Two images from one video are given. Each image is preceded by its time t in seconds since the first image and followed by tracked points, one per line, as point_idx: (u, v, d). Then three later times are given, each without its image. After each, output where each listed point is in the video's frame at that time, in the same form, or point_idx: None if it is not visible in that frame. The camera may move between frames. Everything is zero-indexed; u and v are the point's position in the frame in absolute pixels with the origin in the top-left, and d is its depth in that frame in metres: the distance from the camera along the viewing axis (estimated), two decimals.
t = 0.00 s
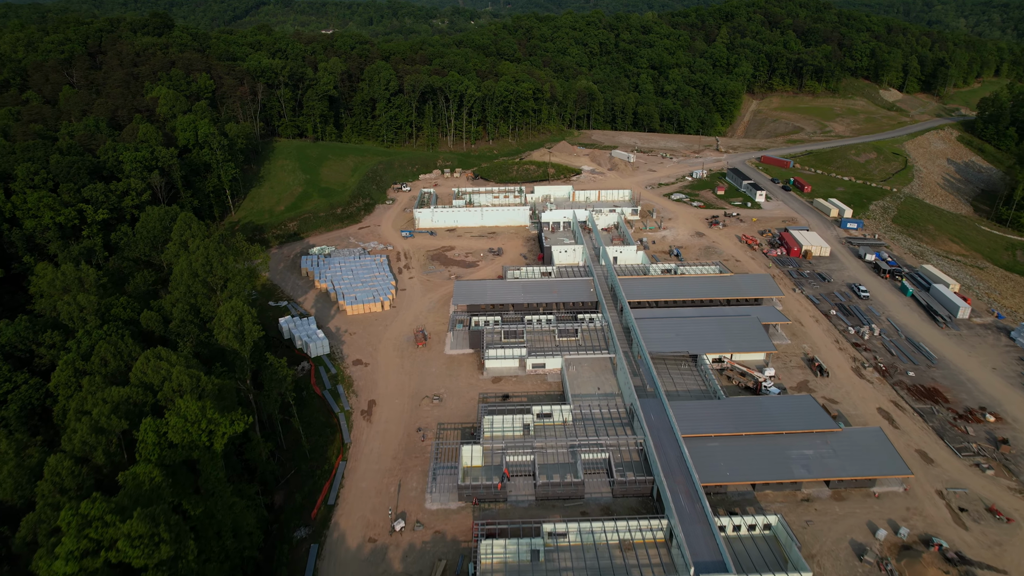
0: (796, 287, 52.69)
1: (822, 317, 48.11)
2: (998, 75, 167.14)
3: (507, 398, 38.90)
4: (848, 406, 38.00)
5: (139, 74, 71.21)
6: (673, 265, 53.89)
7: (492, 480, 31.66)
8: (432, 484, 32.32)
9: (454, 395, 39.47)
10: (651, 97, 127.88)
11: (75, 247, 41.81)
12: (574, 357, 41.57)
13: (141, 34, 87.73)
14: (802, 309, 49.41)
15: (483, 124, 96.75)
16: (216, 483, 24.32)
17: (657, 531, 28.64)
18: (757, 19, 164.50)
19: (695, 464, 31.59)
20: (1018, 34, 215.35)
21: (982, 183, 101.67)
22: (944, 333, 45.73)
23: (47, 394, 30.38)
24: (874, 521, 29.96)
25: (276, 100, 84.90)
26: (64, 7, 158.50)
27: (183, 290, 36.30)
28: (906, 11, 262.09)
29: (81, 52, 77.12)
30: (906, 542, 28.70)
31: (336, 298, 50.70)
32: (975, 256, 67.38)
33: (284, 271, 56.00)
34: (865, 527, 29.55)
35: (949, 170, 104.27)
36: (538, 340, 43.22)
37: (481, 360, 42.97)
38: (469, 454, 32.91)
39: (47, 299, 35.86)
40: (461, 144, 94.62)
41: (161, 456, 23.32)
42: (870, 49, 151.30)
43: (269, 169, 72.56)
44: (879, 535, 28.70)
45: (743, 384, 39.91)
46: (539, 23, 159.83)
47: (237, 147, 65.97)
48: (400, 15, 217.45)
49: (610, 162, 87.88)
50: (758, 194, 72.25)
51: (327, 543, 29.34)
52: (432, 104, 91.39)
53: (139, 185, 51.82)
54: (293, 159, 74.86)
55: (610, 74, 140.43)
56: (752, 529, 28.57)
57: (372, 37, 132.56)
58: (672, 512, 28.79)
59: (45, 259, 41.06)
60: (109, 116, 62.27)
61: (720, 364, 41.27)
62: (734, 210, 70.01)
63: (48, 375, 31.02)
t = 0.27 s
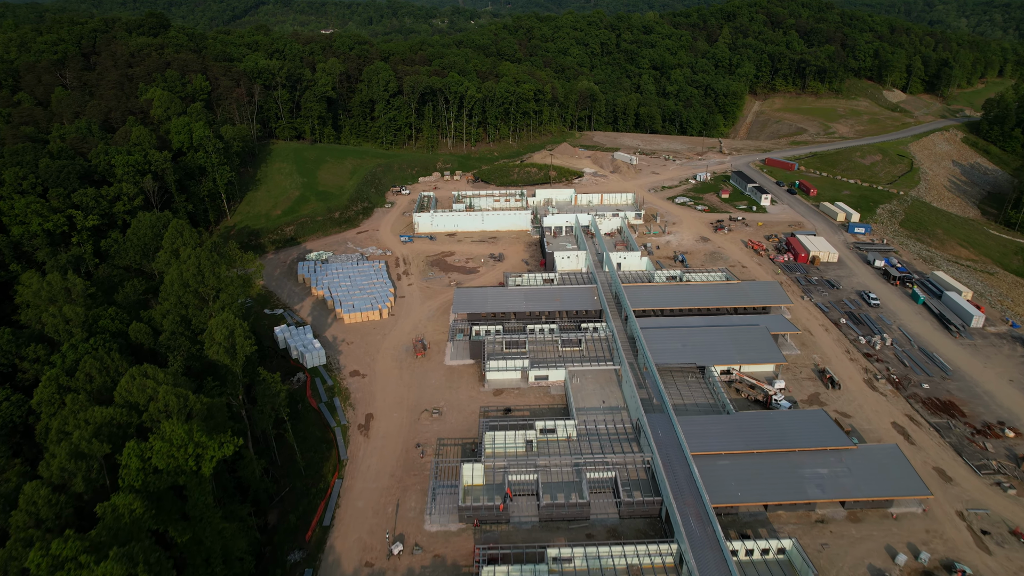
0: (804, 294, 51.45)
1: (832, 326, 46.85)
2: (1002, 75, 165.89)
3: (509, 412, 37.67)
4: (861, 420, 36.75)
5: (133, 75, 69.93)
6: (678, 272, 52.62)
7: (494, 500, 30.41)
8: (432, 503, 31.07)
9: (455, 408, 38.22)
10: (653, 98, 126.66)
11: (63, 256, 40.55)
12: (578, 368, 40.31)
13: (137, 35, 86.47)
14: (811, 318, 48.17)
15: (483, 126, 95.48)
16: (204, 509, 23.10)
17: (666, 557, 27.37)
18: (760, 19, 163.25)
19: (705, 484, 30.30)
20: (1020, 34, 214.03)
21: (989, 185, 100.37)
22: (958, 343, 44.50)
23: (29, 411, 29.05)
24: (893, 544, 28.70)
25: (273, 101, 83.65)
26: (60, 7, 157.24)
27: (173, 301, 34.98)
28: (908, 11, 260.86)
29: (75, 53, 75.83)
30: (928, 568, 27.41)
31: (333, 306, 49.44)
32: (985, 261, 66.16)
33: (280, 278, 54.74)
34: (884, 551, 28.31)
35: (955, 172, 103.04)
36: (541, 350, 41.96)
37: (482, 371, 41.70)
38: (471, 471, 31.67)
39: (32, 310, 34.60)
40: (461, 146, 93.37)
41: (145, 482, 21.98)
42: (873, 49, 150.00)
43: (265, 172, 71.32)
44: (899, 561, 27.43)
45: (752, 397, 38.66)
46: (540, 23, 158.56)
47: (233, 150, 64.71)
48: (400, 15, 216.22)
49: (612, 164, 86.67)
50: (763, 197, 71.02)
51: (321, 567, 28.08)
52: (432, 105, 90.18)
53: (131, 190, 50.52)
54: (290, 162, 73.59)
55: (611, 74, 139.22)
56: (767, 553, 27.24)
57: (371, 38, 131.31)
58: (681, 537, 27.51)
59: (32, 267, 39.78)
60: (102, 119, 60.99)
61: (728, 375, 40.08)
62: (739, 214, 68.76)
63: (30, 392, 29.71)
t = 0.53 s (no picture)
0: (813, 302, 50.21)
1: (843, 336, 45.60)
2: (1006, 76, 164.52)
3: (511, 427, 36.43)
4: (876, 436, 35.49)
5: (127, 77, 68.68)
6: (683, 279, 51.37)
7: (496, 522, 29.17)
8: (431, 525, 29.78)
9: (455, 423, 36.97)
10: (655, 99, 125.45)
11: (50, 264, 39.20)
12: (582, 381, 39.06)
13: (132, 35, 85.23)
14: (821, 327, 46.92)
15: (484, 127, 94.23)
16: (190, 538, 21.82)
17: None
18: (762, 19, 161.96)
19: (716, 506, 29.03)
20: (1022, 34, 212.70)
21: (996, 187, 99.05)
22: (972, 354, 43.22)
23: (10, 430, 27.70)
24: (913, 570, 27.45)
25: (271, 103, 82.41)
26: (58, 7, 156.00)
27: (163, 313, 33.67)
28: (909, 11, 259.54)
29: (69, 53, 74.58)
30: None
31: (330, 315, 48.17)
32: (996, 266, 64.84)
33: (276, 285, 53.50)
34: None
35: (962, 175, 101.73)
36: (544, 361, 40.70)
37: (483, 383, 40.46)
38: (472, 491, 30.42)
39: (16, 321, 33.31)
40: (461, 148, 92.07)
41: (126, 512, 20.70)
42: (877, 49, 148.61)
43: (262, 175, 70.08)
44: None
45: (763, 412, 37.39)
46: (541, 23, 157.28)
47: (229, 153, 63.46)
48: (400, 15, 214.89)
49: (614, 167, 85.46)
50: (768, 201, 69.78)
51: None
52: (431, 107, 88.93)
53: (123, 195, 49.27)
54: (287, 165, 72.34)
55: (613, 75, 138.00)
56: None
57: (370, 38, 130.13)
58: (693, 564, 26.23)
59: (18, 277, 38.55)
60: (94, 121, 59.74)
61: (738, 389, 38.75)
62: (744, 218, 67.52)
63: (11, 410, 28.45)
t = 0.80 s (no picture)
0: (822, 310, 48.96)
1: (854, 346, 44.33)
2: (1009, 76, 163.23)
3: (513, 443, 35.19)
4: (892, 453, 34.23)
5: (120, 78, 67.39)
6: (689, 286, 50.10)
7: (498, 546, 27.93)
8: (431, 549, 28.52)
9: (455, 438, 35.73)
10: (657, 100, 124.20)
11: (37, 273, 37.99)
12: (586, 393, 37.82)
13: (128, 36, 83.93)
14: (831, 336, 45.67)
15: (484, 129, 93.00)
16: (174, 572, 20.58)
17: None
18: (764, 19, 160.65)
19: (728, 529, 27.74)
20: None
21: (1003, 189, 97.77)
22: (988, 365, 41.96)
23: None
24: None
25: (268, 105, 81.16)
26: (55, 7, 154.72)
27: (150, 325, 32.38)
28: (910, 10, 258.13)
29: (62, 54, 73.30)
30: None
31: (326, 324, 46.91)
32: (1006, 271, 63.57)
33: (272, 292, 52.26)
34: None
35: (968, 177, 100.46)
36: (547, 372, 39.45)
37: (484, 396, 39.22)
38: (473, 512, 29.18)
39: None
40: (461, 150, 90.82)
41: (105, 546, 19.45)
42: (880, 49, 147.24)
43: (259, 178, 68.86)
44: None
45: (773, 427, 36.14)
46: (542, 23, 155.97)
47: (224, 156, 62.20)
48: (400, 15, 213.54)
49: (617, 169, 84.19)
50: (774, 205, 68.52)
51: None
52: (431, 108, 87.65)
53: (114, 200, 48.01)
54: (284, 168, 71.09)
55: (614, 75, 136.76)
56: None
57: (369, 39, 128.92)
58: None
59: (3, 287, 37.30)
60: (86, 124, 58.48)
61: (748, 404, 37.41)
62: (749, 222, 66.30)
63: None
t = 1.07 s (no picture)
0: (831, 319, 47.71)
1: (865, 356, 43.08)
2: (1013, 77, 161.88)
3: (516, 459, 33.95)
4: (909, 471, 32.98)
5: (113, 79, 66.06)
6: (695, 293, 48.88)
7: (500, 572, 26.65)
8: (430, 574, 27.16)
9: (455, 455, 34.46)
10: (659, 101, 122.89)
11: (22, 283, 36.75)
12: (591, 407, 36.58)
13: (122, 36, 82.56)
14: (842, 346, 44.43)
15: (484, 131, 91.72)
16: None
17: None
18: (767, 19, 159.35)
19: (740, 554, 26.48)
20: None
21: (1010, 192, 96.46)
22: (1004, 377, 40.70)
23: None
24: None
25: (265, 106, 79.89)
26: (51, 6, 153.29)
27: (137, 338, 31.09)
28: (911, 10, 256.71)
29: (55, 54, 71.98)
30: None
31: (322, 333, 45.65)
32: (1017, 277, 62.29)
33: (268, 299, 51.02)
34: None
35: (974, 179, 99.19)
36: (550, 385, 38.21)
37: (485, 409, 37.96)
38: (474, 535, 27.81)
39: None
40: (461, 152, 89.51)
41: None
42: (884, 50, 145.88)
43: (255, 182, 67.56)
44: None
45: (785, 443, 34.95)
46: (542, 23, 154.65)
47: (219, 159, 60.94)
48: (399, 15, 212.13)
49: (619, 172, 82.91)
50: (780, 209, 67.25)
51: None
52: (430, 110, 86.32)
53: (104, 206, 46.75)
54: (281, 171, 69.83)
55: (615, 76, 135.48)
56: None
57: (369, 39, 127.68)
58: None
59: None
60: (78, 126, 57.20)
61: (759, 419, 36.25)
62: (755, 227, 65.05)
63: None
